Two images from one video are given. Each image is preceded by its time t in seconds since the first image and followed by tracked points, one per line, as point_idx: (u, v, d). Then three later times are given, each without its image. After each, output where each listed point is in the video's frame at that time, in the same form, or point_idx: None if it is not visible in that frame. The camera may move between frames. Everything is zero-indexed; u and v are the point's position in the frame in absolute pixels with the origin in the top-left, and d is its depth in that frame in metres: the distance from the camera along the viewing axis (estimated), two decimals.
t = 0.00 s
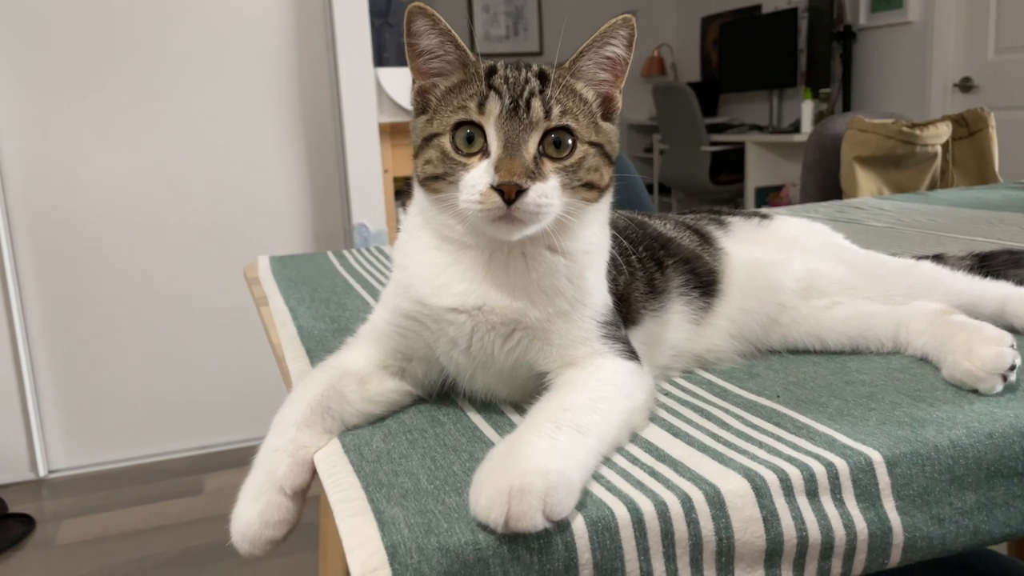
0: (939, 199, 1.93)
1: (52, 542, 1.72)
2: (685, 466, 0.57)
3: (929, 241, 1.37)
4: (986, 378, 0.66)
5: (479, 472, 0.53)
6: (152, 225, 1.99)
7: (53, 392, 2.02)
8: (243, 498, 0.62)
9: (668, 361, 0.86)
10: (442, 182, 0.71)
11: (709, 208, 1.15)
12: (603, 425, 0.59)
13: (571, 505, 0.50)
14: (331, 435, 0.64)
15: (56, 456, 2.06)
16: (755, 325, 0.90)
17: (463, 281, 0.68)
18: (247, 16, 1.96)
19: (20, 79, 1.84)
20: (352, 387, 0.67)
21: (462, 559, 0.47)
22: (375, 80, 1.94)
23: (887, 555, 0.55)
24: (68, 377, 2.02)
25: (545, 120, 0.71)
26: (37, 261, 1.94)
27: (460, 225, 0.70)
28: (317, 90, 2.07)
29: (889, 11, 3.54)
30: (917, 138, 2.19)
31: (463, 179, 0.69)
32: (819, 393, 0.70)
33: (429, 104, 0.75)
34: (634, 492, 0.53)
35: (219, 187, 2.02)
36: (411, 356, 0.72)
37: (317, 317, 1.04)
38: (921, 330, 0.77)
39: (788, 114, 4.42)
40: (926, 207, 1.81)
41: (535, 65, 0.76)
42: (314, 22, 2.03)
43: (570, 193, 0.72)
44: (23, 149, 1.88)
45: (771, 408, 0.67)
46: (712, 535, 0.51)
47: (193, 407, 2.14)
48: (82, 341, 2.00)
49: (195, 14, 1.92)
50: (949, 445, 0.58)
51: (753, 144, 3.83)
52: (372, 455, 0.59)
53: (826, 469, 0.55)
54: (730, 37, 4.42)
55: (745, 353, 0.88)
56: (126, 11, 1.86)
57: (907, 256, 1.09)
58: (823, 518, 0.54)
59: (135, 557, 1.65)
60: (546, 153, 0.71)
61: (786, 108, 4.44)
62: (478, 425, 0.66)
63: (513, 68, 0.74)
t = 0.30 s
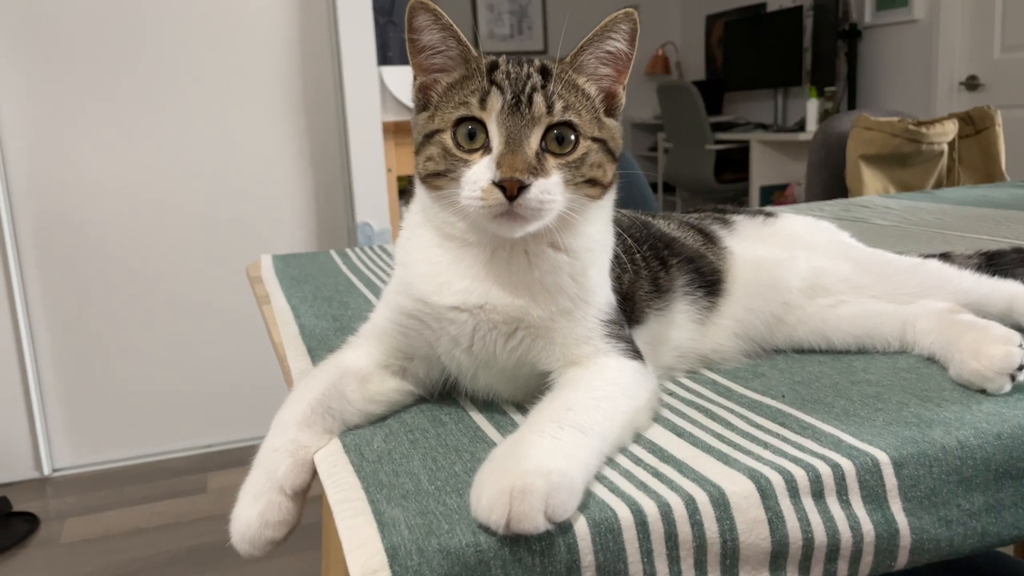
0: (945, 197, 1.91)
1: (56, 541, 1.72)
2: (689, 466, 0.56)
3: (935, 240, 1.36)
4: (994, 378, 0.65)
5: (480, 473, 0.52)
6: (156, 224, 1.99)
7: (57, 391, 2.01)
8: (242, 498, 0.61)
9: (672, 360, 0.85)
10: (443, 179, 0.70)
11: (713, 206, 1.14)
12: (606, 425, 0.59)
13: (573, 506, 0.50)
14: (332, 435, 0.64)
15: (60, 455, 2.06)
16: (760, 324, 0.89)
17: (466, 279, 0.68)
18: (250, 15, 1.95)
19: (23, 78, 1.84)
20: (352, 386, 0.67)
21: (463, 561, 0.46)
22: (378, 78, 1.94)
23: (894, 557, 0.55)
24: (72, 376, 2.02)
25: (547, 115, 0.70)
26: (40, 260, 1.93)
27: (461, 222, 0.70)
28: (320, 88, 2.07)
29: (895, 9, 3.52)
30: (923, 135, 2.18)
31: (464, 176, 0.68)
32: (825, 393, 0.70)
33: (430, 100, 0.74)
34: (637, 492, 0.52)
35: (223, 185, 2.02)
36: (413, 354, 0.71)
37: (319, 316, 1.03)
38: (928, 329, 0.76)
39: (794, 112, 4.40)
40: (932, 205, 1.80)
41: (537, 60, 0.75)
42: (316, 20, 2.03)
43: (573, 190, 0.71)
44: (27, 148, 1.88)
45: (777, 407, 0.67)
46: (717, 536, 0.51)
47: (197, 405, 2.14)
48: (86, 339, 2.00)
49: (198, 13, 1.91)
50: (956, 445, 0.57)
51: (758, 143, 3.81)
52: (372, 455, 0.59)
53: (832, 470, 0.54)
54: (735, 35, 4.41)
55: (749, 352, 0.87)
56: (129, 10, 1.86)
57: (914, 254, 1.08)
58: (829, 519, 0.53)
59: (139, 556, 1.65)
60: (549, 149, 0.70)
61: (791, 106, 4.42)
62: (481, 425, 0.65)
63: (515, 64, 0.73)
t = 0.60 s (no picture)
0: (946, 199, 1.92)
1: (62, 540, 1.73)
2: (683, 471, 0.57)
3: (935, 242, 1.37)
4: (988, 383, 0.65)
5: (476, 478, 0.53)
6: (160, 226, 2.00)
7: (63, 392, 2.03)
8: (243, 502, 0.62)
9: (669, 365, 0.86)
10: (441, 186, 0.71)
11: (711, 211, 1.15)
12: (601, 431, 0.59)
13: (567, 511, 0.50)
14: (331, 439, 0.65)
15: (65, 455, 2.07)
16: (757, 328, 0.89)
17: (463, 285, 0.68)
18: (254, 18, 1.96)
19: (28, 81, 1.85)
20: (351, 392, 0.67)
21: (458, 566, 0.47)
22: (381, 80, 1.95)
23: (886, 561, 0.55)
24: (77, 377, 2.03)
25: (543, 124, 0.71)
26: (46, 262, 1.95)
27: (459, 229, 0.70)
28: (323, 91, 2.08)
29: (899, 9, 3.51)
30: (924, 136, 2.19)
31: (462, 183, 0.69)
32: (820, 398, 0.70)
33: (427, 108, 0.75)
34: (631, 497, 0.53)
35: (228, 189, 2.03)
36: (411, 360, 0.72)
37: (321, 319, 1.04)
38: (923, 334, 0.76)
39: (797, 113, 4.40)
40: (933, 207, 1.80)
41: (533, 69, 0.76)
42: (320, 23, 2.04)
43: (569, 196, 0.72)
44: (32, 150, 1.89)
45: (772, 412, 0.67)
46: (710, 541, 0.51)
47: (200, 407, 2.15)
48: (91, 341, 2.01)
49: (203, 16, 1.92)
50: (949, 450, 0.58)
51: (762, 143, 3.81)
52: (370, 460, 0.59)
53: (824, 475, 0.55)
54: (738, 35, 4.41)
55: (746, 356, 0.88)
56: (134, 13, 1.87)
57: (912, 257, 1.08)
58: (821, 524, 0.54)
59: (143, 556, 1.66)
60: (544, 157, 0.71)
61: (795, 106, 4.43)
62: (478, 429, 0.66)
63: (512, 72, 0.74)
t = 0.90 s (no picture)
0: (947, 199, 1.92)
1: (66, 541, 1.74)
2: (676, 473, 0.57)
3: (935, 243, 1.37)
4: (981, 385, 0.66)
5: (470, 480, 0.54)
6: (163, 228, 2.01)
7: (67, 392, 2.04)
8: (241, 504, 0.63)
9: (665, 367, 0.86)
10: (436, 191, 0.72)
11: (708, 214, 1.15)
12: (595, 433, 0.60)
13: (561, 513, 0.51)
14: (329, 442, 0.65)
15: (70, 456, 2.08)
16: (753, 330, 0.90)
17: (460, 288, 0.69)
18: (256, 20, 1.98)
19: (32, 84, 1.86)
20: (349, 394, 0.68)
21: (451, 567, 0.47)
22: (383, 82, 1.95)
23: (878, 562, 0.56)
24: (80, 378, 2.04)
25: (537, 129, 0.71)
26: (50, 264, 1.96)
27: (455, 232, 0.71)
28: (325, 93, 2.08)
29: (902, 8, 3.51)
30: (925, 137, 2.19)
31: (457, 188, 0.70)
32: (814, 400, 0.71)
33: (423, 114, 0.76)
34: (624, 499, 0.54)
35: (230, 190, 2.04)
36: (408, 362, 0.73)
37: (321, 321, 1.04)
38: (918, 336, 0.77)
39: (800, 112, 4.40)
40: (934, 207, 1.81)
41: (527, 74, 0.77)
42: (322, 25, 2.05)
43: (563, 201, 0.72)
44: (36, 153, 1.90)
45: (766, 415, 0.68)
46: (702, 543, 0.52)
47: (203, 408, 2.16)
48: (94, 342, 2.03)
49: (206, 18, 1.93)
50: (941, 452, 0.58)
51: (764, 143, 3.81)
52: (367, 462, 0.60)
53: (816, 477, 0.55)
54: (740, 35, 4.41)
55: (742, 358, 0.88)
56: (139, 16, 1.89)
57: (909, 259, 1.09)
58: (813, 526, 0.54)
59: (146, 556, 1.67)
60: (539, 162, 0.72)
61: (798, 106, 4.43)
62: (474, 431, 0.66)
63: (506, 78, 0.75)
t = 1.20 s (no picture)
0: (948, 199, 1.92)
1: (70, 541, 1.75)
2: (670, 475, 0.58)
3: (934, 244, 1.37)
4: (975, 387, 0.66)
5: (465, 483, 0.54)
6: (166, 229, 2.02)
7: (72, 393, 2.05)
8: (240, 505, 0.63)
9: (662, 368, 0.87)
10: (432, 195, 0.73)
11: (706, 215, 1.16)
12: (589, 436, 0.60)
13: (554, 516, 0.51)
14: (326, 444, 0.66)
15: (73, 456, 2.09)
16: (749, 332, 0.90)
17: (456, 292, 0.69)
18: (258, 22, 1.98)
19: (35, 85, 1.87)
20: (347, 397, 0.68)
21: (446, 569, 0.48)
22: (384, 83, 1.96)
23: (870, 563, 0.56)
24: (84, 378, 2.05)
25: (532, 134, 0.72)
26: (53, 264, 1.97)
27: (451, 236, 0.72)
28: (327, 94, 2.09)
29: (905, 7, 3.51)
30: (926, 136, 2.18)
31: (452, 192, 0.70)
32: (809, 402, 0.71)
33: (419, 119, 0.76)
34: (618, 502, 0.54)
35: (232, 191, 2.05)
36: (405, 365, 0.73)
37: (321, 323, 1.05)
38: (913, 338, 0.77)
39: (803, 111, 4.40)
40: (935, 207, 1.81)
41: (523, 79, 0.77)
42: (324, 27, 2.05)
43: (558, 204, 0.73)
44: (39, 154, 1.91)
45: (761, 417, 0.68)
46: (695, 545, 0.52)
47: (206, 408, 2.17)
48: (98, 342, 2.03)
49: (208, 20, 1.94)
50: (934, 454, 0.59)
51: (766, 142, 3.81)
52: (364, 464, 0.60)
53: (809, 479, 0.56)
54: (743, 34, 4.41)
55: (738, 360, 0.89)
56: (142, 18, 1.89)
57: (907, 260, 1.09)
58: (806, 527, 0.55)
59: (150, 556, 1.68)
60: (533, 166, 0.72)
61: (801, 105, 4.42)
62: (471, 434, 0.67)
63: (501, 83, 0.75)
